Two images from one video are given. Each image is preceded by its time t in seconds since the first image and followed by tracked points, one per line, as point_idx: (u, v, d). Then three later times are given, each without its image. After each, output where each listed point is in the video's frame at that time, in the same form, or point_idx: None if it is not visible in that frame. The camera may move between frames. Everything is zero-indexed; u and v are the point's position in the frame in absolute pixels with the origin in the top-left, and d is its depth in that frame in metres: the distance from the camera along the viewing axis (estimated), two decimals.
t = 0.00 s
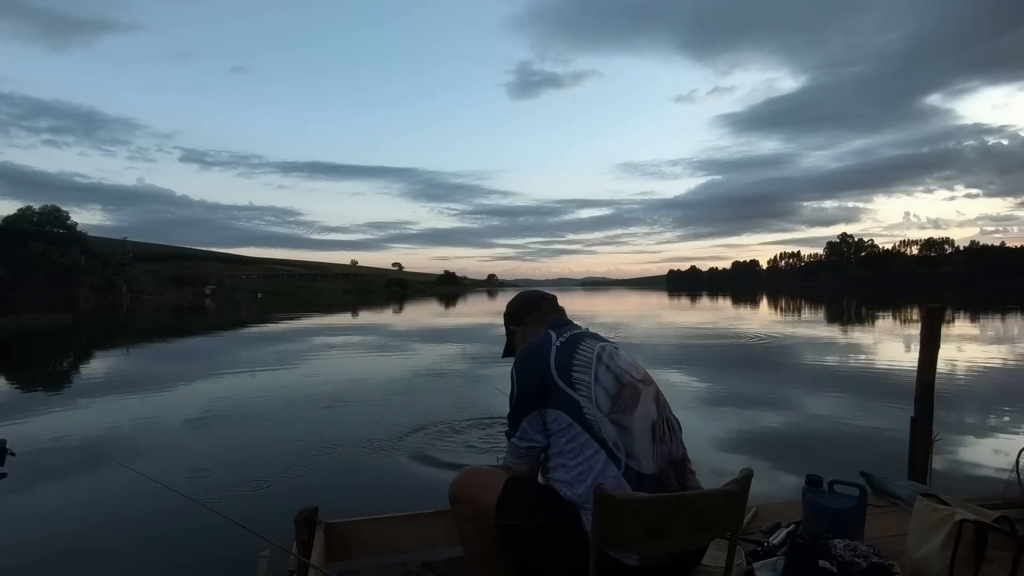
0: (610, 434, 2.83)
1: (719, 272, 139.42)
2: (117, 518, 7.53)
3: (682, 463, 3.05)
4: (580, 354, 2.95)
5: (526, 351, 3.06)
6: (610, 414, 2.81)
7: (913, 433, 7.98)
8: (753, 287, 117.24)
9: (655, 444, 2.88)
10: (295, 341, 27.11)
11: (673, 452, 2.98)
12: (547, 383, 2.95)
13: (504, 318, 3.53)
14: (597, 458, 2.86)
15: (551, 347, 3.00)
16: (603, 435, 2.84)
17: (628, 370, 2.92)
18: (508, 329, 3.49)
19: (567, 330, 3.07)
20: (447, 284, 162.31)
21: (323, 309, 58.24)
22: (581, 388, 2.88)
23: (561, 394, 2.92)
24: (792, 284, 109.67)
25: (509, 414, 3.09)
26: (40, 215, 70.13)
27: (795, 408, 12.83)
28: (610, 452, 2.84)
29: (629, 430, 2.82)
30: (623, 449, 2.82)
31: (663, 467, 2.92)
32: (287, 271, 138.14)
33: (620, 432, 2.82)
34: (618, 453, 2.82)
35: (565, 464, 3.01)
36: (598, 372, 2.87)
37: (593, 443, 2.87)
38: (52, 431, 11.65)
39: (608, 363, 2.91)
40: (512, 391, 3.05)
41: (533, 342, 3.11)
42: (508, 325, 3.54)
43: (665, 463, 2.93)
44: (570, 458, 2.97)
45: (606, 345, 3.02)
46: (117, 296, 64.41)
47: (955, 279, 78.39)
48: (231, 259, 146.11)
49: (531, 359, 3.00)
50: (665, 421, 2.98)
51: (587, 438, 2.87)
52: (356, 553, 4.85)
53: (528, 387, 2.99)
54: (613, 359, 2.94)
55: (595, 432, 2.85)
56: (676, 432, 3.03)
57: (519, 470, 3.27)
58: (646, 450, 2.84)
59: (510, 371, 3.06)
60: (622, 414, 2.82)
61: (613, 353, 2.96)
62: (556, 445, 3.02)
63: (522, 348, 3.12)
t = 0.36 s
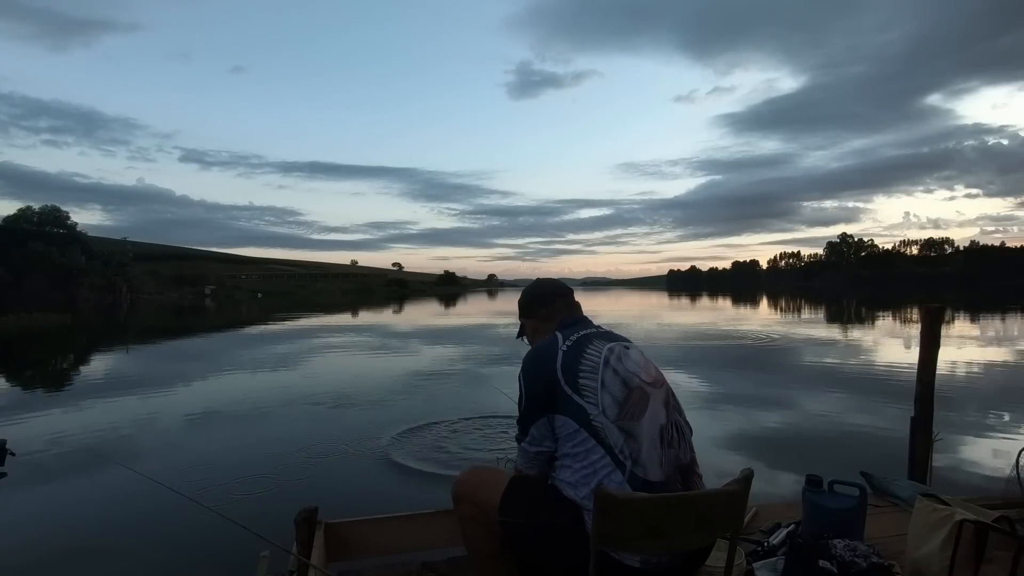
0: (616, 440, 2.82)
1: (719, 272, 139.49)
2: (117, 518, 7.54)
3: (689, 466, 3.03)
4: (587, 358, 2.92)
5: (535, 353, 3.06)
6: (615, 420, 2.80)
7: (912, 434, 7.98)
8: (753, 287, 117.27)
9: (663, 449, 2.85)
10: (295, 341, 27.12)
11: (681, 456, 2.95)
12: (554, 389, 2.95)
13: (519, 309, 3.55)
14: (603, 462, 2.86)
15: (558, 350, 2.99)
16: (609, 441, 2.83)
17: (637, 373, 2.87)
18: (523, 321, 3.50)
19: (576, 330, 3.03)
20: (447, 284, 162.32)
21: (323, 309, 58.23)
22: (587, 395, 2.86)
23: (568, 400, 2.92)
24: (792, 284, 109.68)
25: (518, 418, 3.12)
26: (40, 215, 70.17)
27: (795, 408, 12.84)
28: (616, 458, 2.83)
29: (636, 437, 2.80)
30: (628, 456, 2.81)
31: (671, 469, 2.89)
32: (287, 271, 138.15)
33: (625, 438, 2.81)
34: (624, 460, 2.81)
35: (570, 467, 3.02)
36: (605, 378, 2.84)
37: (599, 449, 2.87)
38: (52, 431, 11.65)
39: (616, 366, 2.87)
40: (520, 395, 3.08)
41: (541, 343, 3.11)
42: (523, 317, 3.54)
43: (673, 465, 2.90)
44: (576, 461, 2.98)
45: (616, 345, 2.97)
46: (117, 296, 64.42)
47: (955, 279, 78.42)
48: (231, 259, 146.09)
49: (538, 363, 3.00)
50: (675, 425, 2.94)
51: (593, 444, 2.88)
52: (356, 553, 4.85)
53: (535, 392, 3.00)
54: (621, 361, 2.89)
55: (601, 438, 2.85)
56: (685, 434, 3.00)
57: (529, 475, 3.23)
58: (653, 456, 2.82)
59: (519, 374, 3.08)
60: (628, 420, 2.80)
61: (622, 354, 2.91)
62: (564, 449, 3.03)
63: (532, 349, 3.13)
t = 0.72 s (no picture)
0: (612, 442, 2.82)
1: (719, 272, 139.52)
2: (116, 518, 7.52)
3: (691, 467, 3.00)
4: (585, 359, 2.92)
5: (535, 354, 3.08)
6: (612, 422, 2.79)
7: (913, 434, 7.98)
8: (753, 287, 117.26)
9: (661, 450, 2.83)
10: (295, 341, 27.12)
11: (681, 457, 2.92)
12: (551, 390, 2.97)
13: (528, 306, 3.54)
14: (600, 463, 2.86)
15: (556, 352, 3.00)
16: (606, 443, 2.83)
17: (635, 374, 2.85)
18: (530, 317, 3.49)
19: (576, 331, 3.03)
20: (447, 284, 162.33)
21: (323, 309, 58.22)
22: (584, 396, 2.87)
23: (565, 400, 2.93)
24: (792, 284, 109.67)
25: (518, 419, 3.15)
26: (40, 215, 70.22)
27: (795, 408, 12.84)
28: (612, 458, 2.83)
29: (633, 438, 2.79)
30: (625, 456, 2.80)
31: (671, 471, 2.87)
32: (287, 271, 138.16)
33: (622, 440, 2.79)
34: (621, 461, 2.80)
35: (568, 466, 3.03)
36: (602, 380, 2.84)
37: (595, 449, 2.88)
38: (52, 431, 11.64)
39: (614, 368, 2.85)
40: (519, 395, 3.11)
41: (541, 344, 3.12)
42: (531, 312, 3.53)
43: (672, 467, 2.88)
44: (573, 461, 2.99)
45: (615, 346, 2.95)
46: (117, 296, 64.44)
47: (955, 279, 78.41)
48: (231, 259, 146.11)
49: (537, 364, 3.03)
50: (675, 427, 2.90)
51: (590, 444, 2.89)
52: (356, 553, 4.85)
53: (534, 393, 3.03)
54: (620, 362, 2.87)
55: (597, 439, 2.85)
56: (686, 434, 2.97)
57: (528, 477, 3.25)
58: (651, 456, 2.79)
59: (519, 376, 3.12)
60: (625, 422, 2.79)
61: (620, 355, 2.89)
62: (563, 450, 3.04)
63: (532, 350, 3.15)
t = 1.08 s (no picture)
0: (616, 441, 2.82)
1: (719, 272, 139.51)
2: (117, 518, 7.52)
3: (693, 468, 3.01)
4: (592, 358, 2.92)
5: (542, 351, 3.08)
6: (616, 421, 2.79)
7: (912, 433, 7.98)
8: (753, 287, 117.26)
9: (665, 451, 2.83)
10: (295, 340, 27.13)
11: (684, 459, 2.93)
12: (557, 388, 2.97)
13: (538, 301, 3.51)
14: (603, 463, 2.87)
15: (563, 350, 2.99)
16: (610, 441, 2.84)
17: (641, 374, 2.85)
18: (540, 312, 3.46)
19: (584, 328, 3.01)
20: (447, 284, 162.34)
21: (323, 309, 58.24)
22: (589, 394, 2.87)
23: (570, 399, 2.93)
24: (792, 284, 109.66)
25: (523, 415, 3.14)
26: (41, 215, 70.26)
27: (795, 408, 12.84)
28: (615, 457, 2.83)
29: (638, 438, 2.79)
30: (628, 455, 2.80)
31: (673, 472, 2.87)
32: (287, 271, 138.19)
33: (626, 439, 2.80)
34: (624, 460, 2.80)
35: (570, 465, 3.04)
36: (608, 379, 2.84)
37: (599, 448, 2.88)
38: (52, 431, 11.64)
39: (620, 368, 2.85)
40: (524, 391, 3.10)
41: (548, 342, 3.11)
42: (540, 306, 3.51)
43: (675, 468, 2.89)
44: (576, 460, 3.00)
45: (622, 345, 2.95)
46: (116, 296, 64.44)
47: (954, 279, 78.39)
48: (231, 259, 146.11)
49: (544, 361, 3.02)
50: (679, 428, 2.91)
51: (594, 443, 2.89)
52: (356, 553, 4.85)
53: (540, 390, 3.02)
54: (627, 362, 2.87)
55: (602, 438, 2.85)
56: (689, 436, 2.98)
57: (531, 476, 3.25)
58: (654, 456, 2.80)
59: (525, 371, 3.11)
60: (630, 422, 2.79)
61: (627, 355, 2.89)
62: (566, 448, 3.04)
63: (539, 346, 3.14)
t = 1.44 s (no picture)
0: (616, 441, 2.82)
1: (719, 272, 139.55)
2: (117, 518, 7.53)
3: (694, 468, 3.00)
4: (592, 358, 2.91)
5: (543, 352, 3.07)
6: (617, 422, 2.79)
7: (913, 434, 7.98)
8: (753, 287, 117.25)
9: (665, 451, 2.83)
10: (295, 341, 27.13)
11: (685, 460, 2.93)
12: (557, 388, 2.97)
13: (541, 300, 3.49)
14: (603, 463, 2.87)
15: (565, 350, 2.99)
16: (610, 442, 2.83)
17: (643, 374, 2.85)
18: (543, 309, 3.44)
19: (586, 328, 3.00)
20: (447, 284, 162.32)
21: (323, 309, 58.20)
22: (590, 395, 2.87)
23: (571, 399, 2.93)
24: (792, 284, 109.63)
25: (523, 416, 3.14)
26: (41, 215, 70.31)
27: (796, 408, 12.84)
28: (615, 457, 2.83)
29: (638, 439, 2.79)
30: (628, 456, 2.80)
31: (673, 472, 2.87)
32: (287, 271, 138.18)
33: (626, 440, 2.80)
34: (625, 461, 2.80)
35: (571, 464, 3.04)
36: (608, 379, 2.83)
37: (599, 448, 2.88)
38: (52, 431, 11.63)
39: (621, 368, 2.84)
40: (526, 391, 3.10)
41: (550, 342, 3.10)
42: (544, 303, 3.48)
43: (675, 468, 2.89)
44: (577, 460, 3.00)
45: (624, 344, 2.94)
46: (116, 297, 64.52)
47: (954, 279, 78.39)
48: (231, 259, 146.07)
49: (545, 362, 3.02)
50: (680, 428, 2.91)
51: (594, 443, 2.89)
52: (356, 553, 4.85)
53: (540, 391, 3.02)
54: (627, 362, 2.86)
55: (602, 439, 2.85)
56: (691, 435, 2.97)
57: (533, 476, 3.25)
58: (654, 457, 2.80)
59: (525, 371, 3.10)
60: (631, 422, 2.78)
61: (629, 355, 2.88)
62: (567, 448, 3.04)
63: (540, 346, 3.14)
